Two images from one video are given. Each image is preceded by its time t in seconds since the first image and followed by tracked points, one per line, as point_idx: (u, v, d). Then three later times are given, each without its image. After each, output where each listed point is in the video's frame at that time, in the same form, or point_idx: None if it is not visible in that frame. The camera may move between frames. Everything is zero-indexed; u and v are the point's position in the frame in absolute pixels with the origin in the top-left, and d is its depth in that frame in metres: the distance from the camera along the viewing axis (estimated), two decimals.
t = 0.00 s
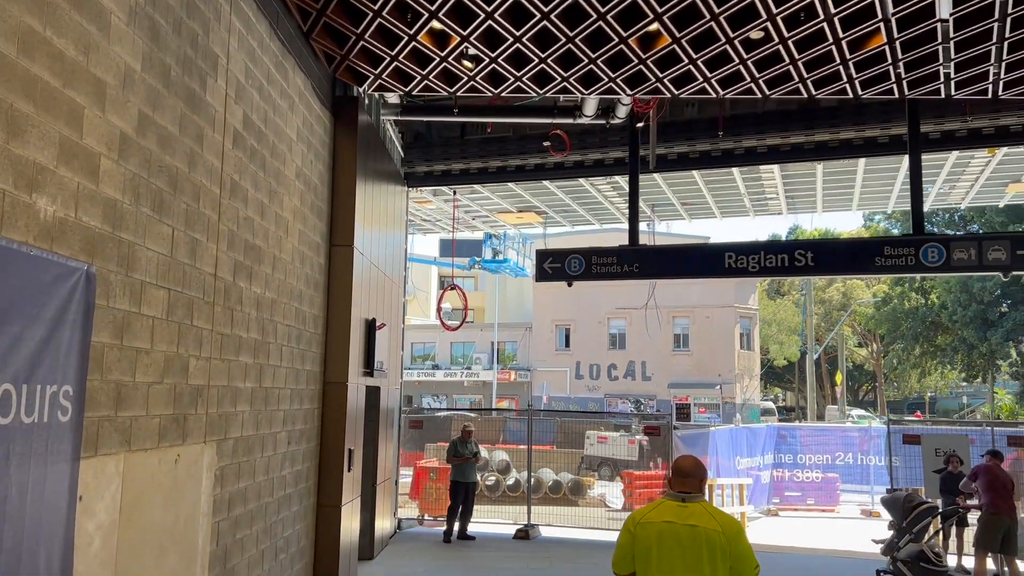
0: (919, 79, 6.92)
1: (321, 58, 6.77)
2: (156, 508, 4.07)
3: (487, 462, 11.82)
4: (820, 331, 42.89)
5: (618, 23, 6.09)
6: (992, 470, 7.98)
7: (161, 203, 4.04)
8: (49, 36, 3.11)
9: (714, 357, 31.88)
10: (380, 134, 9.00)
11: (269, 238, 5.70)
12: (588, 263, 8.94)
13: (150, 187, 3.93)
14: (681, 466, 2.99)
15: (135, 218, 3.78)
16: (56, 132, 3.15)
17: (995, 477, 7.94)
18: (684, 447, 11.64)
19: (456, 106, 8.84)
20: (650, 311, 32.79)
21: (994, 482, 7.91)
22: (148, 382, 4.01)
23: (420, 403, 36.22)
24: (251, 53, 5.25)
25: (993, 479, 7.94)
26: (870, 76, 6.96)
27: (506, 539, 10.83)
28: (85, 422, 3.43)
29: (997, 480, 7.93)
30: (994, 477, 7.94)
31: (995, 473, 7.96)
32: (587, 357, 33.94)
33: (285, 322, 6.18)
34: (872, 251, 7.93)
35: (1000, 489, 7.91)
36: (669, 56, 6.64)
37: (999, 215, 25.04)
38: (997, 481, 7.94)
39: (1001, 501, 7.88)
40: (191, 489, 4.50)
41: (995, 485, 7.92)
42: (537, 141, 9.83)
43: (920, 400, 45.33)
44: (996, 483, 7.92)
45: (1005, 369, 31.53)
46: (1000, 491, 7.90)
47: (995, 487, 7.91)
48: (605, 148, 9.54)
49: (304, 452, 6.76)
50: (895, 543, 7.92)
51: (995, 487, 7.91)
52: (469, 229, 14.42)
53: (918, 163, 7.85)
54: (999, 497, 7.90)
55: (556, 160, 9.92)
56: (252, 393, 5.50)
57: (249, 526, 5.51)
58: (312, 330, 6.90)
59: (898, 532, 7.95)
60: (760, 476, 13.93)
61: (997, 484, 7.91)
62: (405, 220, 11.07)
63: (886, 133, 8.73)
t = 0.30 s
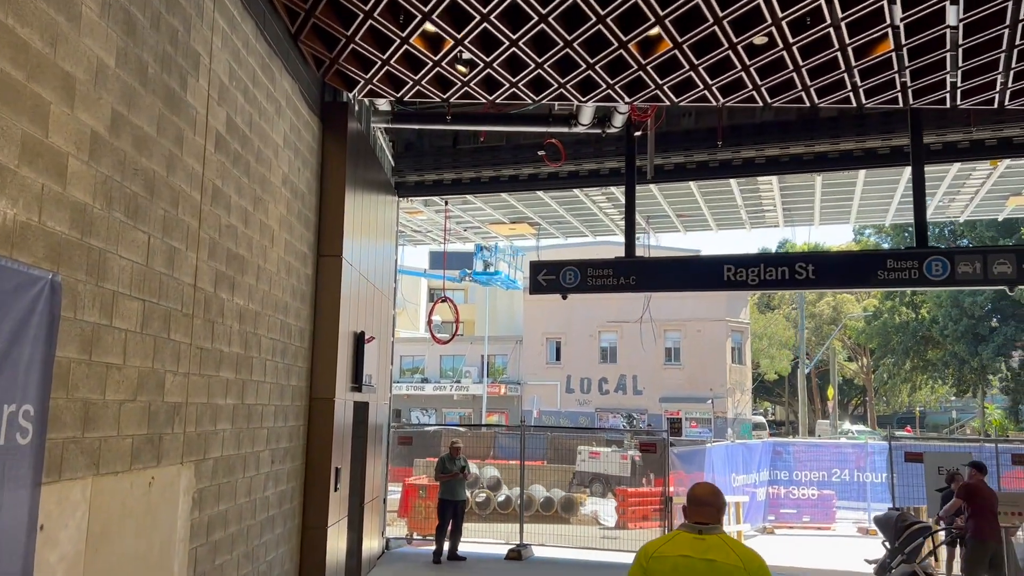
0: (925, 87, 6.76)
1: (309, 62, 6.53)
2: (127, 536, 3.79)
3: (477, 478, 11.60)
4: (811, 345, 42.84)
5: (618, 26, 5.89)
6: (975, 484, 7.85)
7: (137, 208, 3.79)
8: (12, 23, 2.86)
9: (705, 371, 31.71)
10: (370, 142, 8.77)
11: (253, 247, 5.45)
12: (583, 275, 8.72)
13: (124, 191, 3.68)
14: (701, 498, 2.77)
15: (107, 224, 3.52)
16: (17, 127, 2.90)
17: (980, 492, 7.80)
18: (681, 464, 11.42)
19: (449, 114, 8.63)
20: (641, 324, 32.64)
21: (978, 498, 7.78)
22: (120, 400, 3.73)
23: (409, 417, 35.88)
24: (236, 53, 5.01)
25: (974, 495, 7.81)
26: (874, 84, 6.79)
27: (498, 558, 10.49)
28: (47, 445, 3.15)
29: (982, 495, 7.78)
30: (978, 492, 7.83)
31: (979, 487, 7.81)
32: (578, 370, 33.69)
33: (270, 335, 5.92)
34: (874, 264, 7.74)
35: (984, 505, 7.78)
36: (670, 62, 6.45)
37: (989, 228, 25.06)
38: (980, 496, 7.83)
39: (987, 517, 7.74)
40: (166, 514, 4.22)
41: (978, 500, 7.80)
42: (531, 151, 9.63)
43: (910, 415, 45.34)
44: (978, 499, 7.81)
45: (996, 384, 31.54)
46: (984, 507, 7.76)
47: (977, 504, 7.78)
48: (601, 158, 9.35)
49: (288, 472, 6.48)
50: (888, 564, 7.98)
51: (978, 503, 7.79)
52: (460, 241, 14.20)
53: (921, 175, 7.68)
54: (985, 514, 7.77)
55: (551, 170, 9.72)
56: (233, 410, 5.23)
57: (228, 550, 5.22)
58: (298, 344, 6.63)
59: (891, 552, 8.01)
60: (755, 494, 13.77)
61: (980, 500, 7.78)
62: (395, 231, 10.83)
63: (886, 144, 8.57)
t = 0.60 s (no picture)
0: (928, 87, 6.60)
1: (294, 56, 6.30)
2: (90, 552, 3.51)
3: (465, 489, 11.34)
4: (800, 356, 42.79)
5: (616, 19, 5.69)
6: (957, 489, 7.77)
7: (105, 198, 3.54)
8: None
9: (695, 382, 31.53)
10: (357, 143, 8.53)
11: (233, 245, 5.20)
12: (575, 280, 8.50)
13: (91, 178, 3.43)
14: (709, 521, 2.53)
15: (70, 213, 3.27)
16: None
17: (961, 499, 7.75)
18: (676, 475, 11.14)
19: (439, 114, 8.42)
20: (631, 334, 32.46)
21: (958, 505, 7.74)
22: (84, 405, 3.47)
23: (397, 428, 35.51)
24: (216, 41, 4.77)
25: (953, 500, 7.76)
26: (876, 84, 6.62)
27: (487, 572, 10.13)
28: None
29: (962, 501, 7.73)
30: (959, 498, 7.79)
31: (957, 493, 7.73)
32: (568, 381, 33.44)
33: (250, 340, 5.65)
34: (873, 269, 7.56)
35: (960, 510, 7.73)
36: (667, 58, 6.26)
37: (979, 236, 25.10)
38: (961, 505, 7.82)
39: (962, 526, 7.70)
40: (134, 528, 3.95)
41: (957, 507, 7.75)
42: (523, 153, 9.43)
43: (899, 426, 45.31)
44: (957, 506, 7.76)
45: (985, 396, 31.53)
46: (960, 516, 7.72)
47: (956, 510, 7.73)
48: (594, 161, 9.15)
49: (269, 484, 6.20)
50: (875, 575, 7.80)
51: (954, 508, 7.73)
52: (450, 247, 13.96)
53: (922, 178, 7.52)
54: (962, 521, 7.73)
55: (543, 173, 9.52)
56: (210, 416, 4.96)
57: (203, 565, 4.94)
58: (281, 348, 6.36)
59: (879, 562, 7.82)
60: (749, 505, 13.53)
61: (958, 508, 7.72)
62: (383, 236, 10.59)
63: (885, 148, 8.42)
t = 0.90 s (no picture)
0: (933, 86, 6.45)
1: (277, 49, 6.05)
2: (47, 572, 3.22)
3: (453, 500, 11.03)
4: (788, 365, 42.74)
5: (613, 12, 5.49)
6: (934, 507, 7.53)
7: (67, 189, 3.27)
8: None
9: (685, 391, 31.36)
10: (343, 143, 8.27)
11: (210, 244, 4.93)
12: (568, 285, 8.27)
13: (52, 167, 3.16)
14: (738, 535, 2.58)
15: (27, 203, 3.00)
16: None
17: (939, 517, 7.52)
18: (670, 486, 10.91)
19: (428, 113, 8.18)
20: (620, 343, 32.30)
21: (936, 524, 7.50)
22: (41, 413, 3.18)
23: (384, 437, 35.14)
24: (192, 27, 4.52)
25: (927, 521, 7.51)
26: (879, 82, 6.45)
27: None
28: None
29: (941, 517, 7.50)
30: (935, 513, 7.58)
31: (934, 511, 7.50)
32: (556, 389, 33.18)
33: (228, 345, 5.38)
34: (874, 275, 7.36)
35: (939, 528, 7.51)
36: (666, 54, 6.05)
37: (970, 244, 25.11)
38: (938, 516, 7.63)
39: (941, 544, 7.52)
40: (99, 546, 3.66)
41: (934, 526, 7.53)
42: (514, 155, 9.21)
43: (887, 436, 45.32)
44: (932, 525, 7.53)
45: (973, 404, 31.52)
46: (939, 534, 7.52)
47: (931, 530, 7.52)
48: (587, 164, 8.95)
49: (249, 497, 5.91)
50: None
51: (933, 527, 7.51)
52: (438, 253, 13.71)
53: (923, 181, 7.34)
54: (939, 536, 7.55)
55: (534, 176, 9.30)
56: (184, 425, 4.68)
57: None
58: (261, 354, 6.09)
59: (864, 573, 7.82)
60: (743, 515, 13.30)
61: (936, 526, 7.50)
62: (370, 240, 10.34)
63: (884, 151, 8.25)
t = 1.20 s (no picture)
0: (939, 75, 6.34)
1: (262, 30, 5.79)
2: None
3: (440, 504, 10.70)
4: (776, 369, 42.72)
5: None
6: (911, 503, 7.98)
7: (31, 159, 3.01)
8: None
9: (673, 395, 31.23)
10: (329, 134, 8.02)
11: (188, 230, 4.66)
12: (562, 281, 8.04)
13: (13, 134, 2.90)
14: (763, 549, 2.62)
15: None
16: None
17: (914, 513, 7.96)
18: (665, 488, 10.61)
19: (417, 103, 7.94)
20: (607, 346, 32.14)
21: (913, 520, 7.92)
22: None
23: (370, 441, 34.81)
24: None
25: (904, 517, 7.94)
26: (884, 70, 6.31)
27: None
28: None
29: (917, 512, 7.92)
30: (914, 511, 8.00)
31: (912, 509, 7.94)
32: (544, 393, 32.95)
33: (209, 338, 5.11)
34: (876, 270, 7.17)
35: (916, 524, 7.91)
36: (667, 39, 5.87)
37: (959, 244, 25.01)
38: (919, 514, 8.08)
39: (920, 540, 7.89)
40: (64, 550, 3.38)
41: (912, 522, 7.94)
42: (506, 148, 8.98)
43: (874, 440, 45.35)
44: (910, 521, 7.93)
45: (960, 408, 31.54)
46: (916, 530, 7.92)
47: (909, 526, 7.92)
48: (580, 158, 8.75)
49: (230, 499, 5.63)
50: None
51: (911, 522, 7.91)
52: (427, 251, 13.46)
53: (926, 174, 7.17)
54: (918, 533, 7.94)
55: (527, 170, 9.07)
56: (161, 421, 4.41)
57: None
58: (243, 349, 5.82)
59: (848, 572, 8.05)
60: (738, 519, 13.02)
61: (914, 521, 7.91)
62: (358, 236, 10.08)
63: (884, 146, 8.09)
